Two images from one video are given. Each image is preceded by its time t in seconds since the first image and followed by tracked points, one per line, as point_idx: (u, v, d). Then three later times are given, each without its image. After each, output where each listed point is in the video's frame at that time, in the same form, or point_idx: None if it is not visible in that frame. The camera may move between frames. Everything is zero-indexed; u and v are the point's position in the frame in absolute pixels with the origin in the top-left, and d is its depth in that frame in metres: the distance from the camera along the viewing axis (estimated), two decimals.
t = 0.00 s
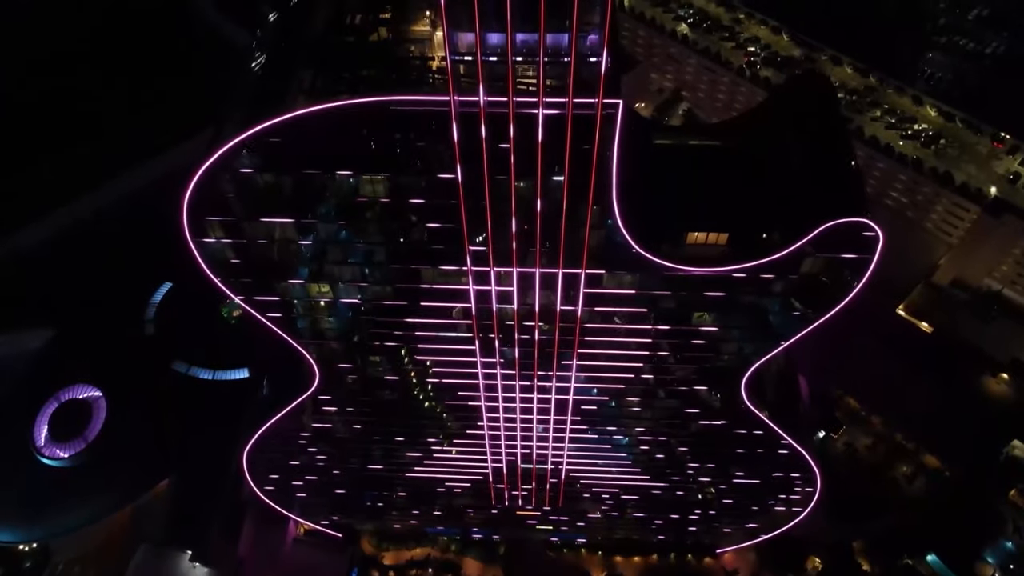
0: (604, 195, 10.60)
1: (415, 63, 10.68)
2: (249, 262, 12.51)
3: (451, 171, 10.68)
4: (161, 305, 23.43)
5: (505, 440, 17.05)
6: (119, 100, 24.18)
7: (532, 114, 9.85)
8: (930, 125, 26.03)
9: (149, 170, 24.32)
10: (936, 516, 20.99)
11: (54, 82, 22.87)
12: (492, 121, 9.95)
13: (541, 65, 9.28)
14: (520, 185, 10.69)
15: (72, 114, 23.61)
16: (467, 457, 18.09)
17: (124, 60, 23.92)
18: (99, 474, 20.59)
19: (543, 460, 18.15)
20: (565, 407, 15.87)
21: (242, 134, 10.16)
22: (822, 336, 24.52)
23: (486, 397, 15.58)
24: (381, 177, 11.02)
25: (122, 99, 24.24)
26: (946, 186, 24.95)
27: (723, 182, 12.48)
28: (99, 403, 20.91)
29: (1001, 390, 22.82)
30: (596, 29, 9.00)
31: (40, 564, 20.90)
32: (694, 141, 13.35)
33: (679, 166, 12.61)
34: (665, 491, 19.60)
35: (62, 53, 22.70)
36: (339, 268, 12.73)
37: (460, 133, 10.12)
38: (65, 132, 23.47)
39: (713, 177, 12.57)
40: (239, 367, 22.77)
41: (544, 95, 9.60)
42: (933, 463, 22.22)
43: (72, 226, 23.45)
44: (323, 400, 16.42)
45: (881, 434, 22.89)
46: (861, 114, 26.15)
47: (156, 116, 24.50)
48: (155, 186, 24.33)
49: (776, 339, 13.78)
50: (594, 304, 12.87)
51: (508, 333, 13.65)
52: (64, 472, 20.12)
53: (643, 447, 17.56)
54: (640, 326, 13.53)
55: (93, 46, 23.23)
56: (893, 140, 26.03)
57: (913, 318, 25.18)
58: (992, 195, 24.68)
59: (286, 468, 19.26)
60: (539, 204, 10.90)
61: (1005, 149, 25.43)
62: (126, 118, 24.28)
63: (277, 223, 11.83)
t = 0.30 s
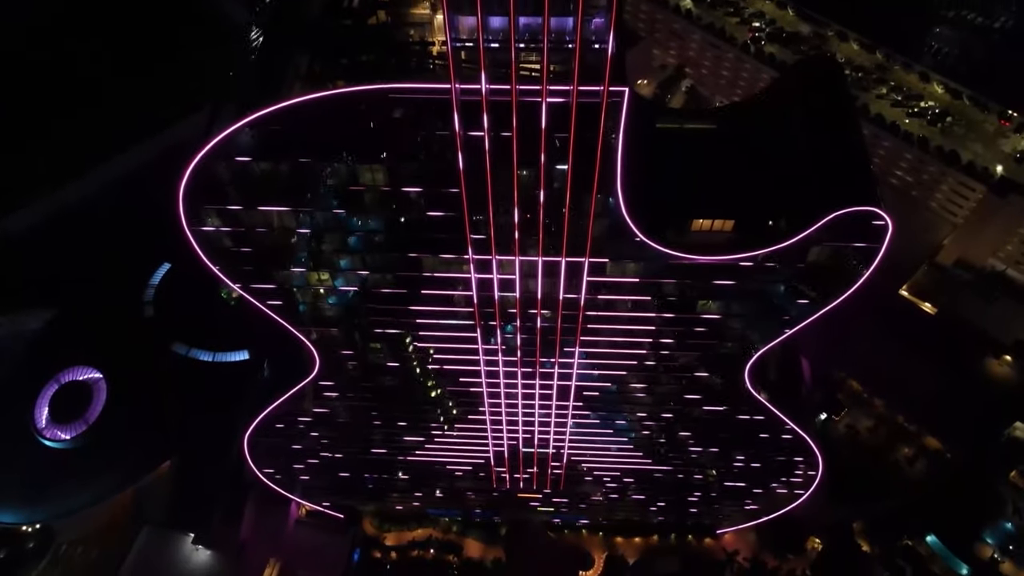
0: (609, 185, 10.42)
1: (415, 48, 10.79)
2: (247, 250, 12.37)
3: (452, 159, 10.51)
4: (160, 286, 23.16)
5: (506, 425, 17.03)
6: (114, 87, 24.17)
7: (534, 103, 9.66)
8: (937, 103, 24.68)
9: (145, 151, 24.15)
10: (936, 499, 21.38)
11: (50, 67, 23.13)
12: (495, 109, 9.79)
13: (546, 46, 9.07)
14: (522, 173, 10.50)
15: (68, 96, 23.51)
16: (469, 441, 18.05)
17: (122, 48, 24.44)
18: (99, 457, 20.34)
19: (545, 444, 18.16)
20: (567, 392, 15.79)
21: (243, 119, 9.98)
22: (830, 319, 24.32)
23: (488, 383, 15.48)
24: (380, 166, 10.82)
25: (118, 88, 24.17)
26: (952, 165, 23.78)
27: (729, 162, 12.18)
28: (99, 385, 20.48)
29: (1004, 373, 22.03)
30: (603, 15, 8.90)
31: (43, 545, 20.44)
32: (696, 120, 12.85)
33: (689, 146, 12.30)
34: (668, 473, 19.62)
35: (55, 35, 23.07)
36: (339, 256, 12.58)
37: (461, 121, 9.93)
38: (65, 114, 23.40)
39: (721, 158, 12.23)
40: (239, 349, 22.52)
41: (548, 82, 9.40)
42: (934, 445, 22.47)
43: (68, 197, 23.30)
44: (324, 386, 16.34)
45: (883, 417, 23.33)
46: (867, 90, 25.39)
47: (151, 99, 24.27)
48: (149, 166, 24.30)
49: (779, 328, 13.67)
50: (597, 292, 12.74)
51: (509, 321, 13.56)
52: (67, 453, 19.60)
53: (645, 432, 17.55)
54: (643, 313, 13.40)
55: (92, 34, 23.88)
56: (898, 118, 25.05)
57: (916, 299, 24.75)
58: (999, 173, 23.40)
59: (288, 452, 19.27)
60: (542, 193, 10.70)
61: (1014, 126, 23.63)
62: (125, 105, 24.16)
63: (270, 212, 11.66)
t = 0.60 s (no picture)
0: (614, 174, 10.35)
1: (414, 32, 10.60)
2: (246, 238, 12.31)
3: (454, 147, 10.45)
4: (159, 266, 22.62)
5: (508, 409, 17.04)
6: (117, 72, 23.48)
7: (538, 91, 9.63)
8: (946, 79, 24.73)
9: (148, 141, 23.80)
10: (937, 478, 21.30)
11: (52, 61, 22.43)
12: (497, 97, 9.76)
13: (550, 33, 9.04)
14: (525, 162, 10.41)
15: (76, 89, 22.94)
16: (471, 425, 18.08)
17: (122, 35, 23.67)
18: (100, 439, 20.22)
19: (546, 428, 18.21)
20: (570, 377, 15.79)
21: (242, 105, 9.90)
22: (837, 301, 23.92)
23: (489, 368, 15.47)
24: (377, 155, 10.83)
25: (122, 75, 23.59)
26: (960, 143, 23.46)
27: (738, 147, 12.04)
28: (99, 365, 20.42)
29: (1008, 353, 21.98)
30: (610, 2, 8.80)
31: (47, 525, 20.50)
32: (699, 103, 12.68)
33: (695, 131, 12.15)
34: (666, 457, 19.80)
35: (62, 24, 22.32)
36: (341, 244, 12.52)
37: (463, 108, 9.88)
38: (72, 105, 22.83)
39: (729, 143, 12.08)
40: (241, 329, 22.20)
41: (552, 70, 9.34)
42: (935, 425, 22.20)
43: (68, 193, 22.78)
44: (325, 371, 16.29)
45: (885, 397, 22.97)
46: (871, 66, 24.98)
47: (155, 87, 23.78)
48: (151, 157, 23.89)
49: (783, 315, 13.46)
50: (600, 279, 12.69)
51: (510, 307, 13.53)
52: (68, 434, 19.61)
53: (647, 416, 17.58)
54: (646, 301, 13.34)
55: (89, 26, 22.92)
56: (906, 95, 24.70)
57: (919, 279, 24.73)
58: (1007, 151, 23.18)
59: (290, 434, 19.33)
60: (546, 181, 10.60)
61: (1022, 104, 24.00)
62: (126, 90, 23.69)
63: (267, 198, 11.61)
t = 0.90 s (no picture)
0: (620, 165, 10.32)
1: (415, 20, 10.59)
2: (241, 226, 12.27)
3: (455, 136, 10.36)
4: (157, 247, 22.12)
5: (509, 393, 16.98)
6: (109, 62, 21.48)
7: (541, 79, 9.57)
8: (952, 54, 24.15)
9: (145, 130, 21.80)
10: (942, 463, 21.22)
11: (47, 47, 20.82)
12: (499, 85, 9.68)
13: (553, 18, 8.81)
14: (528, 151, 10.22)
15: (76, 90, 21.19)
16: (474, 408, 18.12)
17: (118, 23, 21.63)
18: (104, 421, 20.13)
19: (548, 411, 18.25)
20: (572, 361, 15.84)
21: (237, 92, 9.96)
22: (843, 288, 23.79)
23: (491, 352, 15.39)
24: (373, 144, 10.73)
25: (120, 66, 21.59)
26: (967, 121, 23.02)
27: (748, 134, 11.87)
28: (99, 346, 20.08)
29: (1013, 334, 21.94)
30: None
31: (50, 505, 20.88)
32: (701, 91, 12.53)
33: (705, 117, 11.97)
34: (665, 438, 19.88)
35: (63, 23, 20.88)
36: (341, 233, 12.49)
37: (463, 95, 9.83)
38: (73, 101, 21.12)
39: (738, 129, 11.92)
40: (239, 310, 22.44)
41: (557, 58, 9.26)
42: (937, 407, 22.46)
43: (58, 177, 21.10)
44: (325, 358, 16.22)
45: (886, 378, 23.22)
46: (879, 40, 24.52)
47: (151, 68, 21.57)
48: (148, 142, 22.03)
49: (791, 302, 13.45)
50: (604, 267, 12.51)
51: (512, 295, 13.40)
52: (70, 415, 19.46)
53: (649, 400, 17.62)
54: (650, 287, 13.29)
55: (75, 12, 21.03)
56: (913, 70, 24.20)
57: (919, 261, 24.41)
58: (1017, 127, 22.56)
59: (290, 416, 19.23)
60: (548, 170, 10.47)
61: None
62: (123, 75, 21.53)
63: (268, 187, 11.54)
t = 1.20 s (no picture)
0: (624, 154, 10.42)
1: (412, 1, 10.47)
2: (238, 214, 12.45)
3: (458, 124, 10.42)
4: (155, 224, 21.81)
5: (512, 376, 17.38)
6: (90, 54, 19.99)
7: (545, 66, 9.45)
8: (961, 28, 21.04)
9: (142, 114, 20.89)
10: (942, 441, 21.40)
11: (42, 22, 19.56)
12: (502, 72, 9.63)
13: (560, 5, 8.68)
14: (532, 137, 10.41)
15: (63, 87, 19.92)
16: (477, 392, 18.42)
17: None
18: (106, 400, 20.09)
19: (550, 395, 18.51)
20: (574, 346, 16.10)
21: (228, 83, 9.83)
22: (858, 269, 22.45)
23: (493, 337, 15.77)
24: (375, 132, 10.81)
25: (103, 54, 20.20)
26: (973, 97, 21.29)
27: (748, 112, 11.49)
28: (98, 326, 20.07)
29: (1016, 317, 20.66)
30: None
31: (53, 484, 20.84)
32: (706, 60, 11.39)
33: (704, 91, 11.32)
34: (665, 419, 20.01)
35: None
36: (344, 221, 12.67)
37: (464, 83, 9.77)
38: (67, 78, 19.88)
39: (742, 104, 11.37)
40: (239, 291, 22.03)
41: (563, 45, 9.15)
42: (938, 387, 21.73)
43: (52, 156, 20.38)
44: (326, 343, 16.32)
45: (889, 359, 22.48)
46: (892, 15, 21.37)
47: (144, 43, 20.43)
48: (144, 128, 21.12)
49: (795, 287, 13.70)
50: (606, 253, 12.83)
51: (514, 282, 13.75)
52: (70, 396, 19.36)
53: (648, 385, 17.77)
54: (651, 275, 13.53)
55: (48, 3, 18.94)
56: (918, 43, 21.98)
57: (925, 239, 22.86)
58: None
59: (293, 399, 19.31)
60: (552, 158, 10.64)
61: None
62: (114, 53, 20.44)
63: (274, 175, 11.68)
